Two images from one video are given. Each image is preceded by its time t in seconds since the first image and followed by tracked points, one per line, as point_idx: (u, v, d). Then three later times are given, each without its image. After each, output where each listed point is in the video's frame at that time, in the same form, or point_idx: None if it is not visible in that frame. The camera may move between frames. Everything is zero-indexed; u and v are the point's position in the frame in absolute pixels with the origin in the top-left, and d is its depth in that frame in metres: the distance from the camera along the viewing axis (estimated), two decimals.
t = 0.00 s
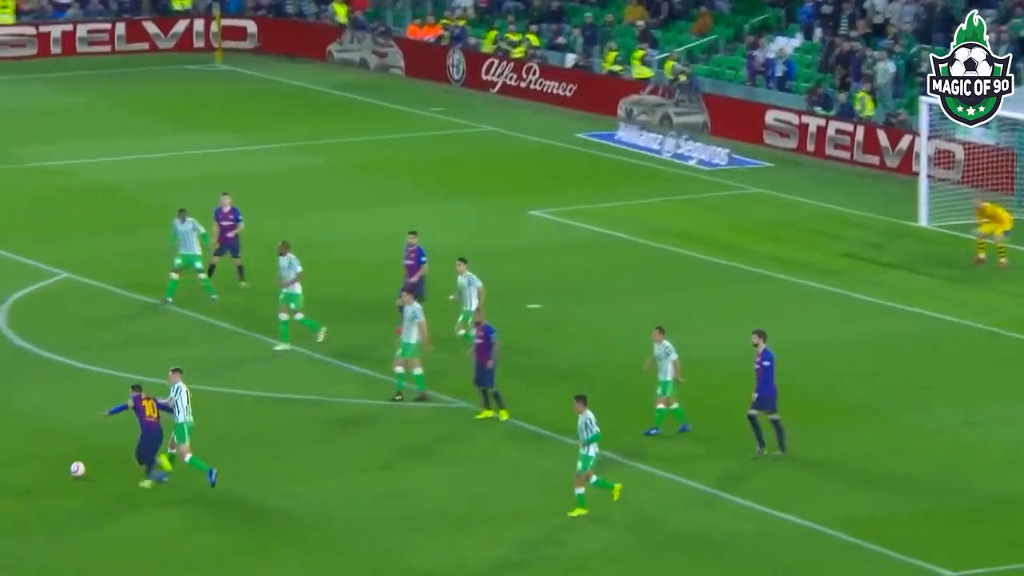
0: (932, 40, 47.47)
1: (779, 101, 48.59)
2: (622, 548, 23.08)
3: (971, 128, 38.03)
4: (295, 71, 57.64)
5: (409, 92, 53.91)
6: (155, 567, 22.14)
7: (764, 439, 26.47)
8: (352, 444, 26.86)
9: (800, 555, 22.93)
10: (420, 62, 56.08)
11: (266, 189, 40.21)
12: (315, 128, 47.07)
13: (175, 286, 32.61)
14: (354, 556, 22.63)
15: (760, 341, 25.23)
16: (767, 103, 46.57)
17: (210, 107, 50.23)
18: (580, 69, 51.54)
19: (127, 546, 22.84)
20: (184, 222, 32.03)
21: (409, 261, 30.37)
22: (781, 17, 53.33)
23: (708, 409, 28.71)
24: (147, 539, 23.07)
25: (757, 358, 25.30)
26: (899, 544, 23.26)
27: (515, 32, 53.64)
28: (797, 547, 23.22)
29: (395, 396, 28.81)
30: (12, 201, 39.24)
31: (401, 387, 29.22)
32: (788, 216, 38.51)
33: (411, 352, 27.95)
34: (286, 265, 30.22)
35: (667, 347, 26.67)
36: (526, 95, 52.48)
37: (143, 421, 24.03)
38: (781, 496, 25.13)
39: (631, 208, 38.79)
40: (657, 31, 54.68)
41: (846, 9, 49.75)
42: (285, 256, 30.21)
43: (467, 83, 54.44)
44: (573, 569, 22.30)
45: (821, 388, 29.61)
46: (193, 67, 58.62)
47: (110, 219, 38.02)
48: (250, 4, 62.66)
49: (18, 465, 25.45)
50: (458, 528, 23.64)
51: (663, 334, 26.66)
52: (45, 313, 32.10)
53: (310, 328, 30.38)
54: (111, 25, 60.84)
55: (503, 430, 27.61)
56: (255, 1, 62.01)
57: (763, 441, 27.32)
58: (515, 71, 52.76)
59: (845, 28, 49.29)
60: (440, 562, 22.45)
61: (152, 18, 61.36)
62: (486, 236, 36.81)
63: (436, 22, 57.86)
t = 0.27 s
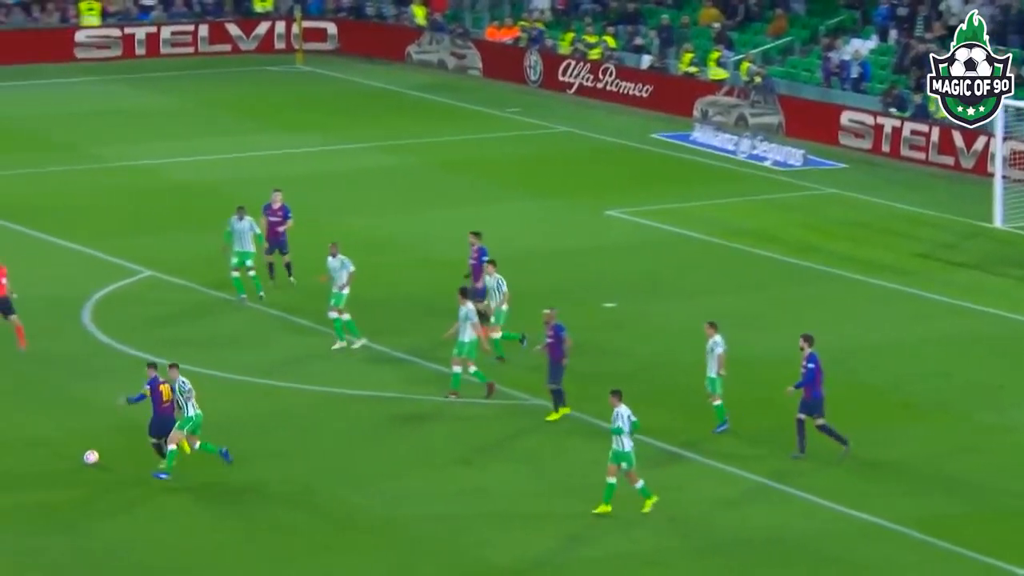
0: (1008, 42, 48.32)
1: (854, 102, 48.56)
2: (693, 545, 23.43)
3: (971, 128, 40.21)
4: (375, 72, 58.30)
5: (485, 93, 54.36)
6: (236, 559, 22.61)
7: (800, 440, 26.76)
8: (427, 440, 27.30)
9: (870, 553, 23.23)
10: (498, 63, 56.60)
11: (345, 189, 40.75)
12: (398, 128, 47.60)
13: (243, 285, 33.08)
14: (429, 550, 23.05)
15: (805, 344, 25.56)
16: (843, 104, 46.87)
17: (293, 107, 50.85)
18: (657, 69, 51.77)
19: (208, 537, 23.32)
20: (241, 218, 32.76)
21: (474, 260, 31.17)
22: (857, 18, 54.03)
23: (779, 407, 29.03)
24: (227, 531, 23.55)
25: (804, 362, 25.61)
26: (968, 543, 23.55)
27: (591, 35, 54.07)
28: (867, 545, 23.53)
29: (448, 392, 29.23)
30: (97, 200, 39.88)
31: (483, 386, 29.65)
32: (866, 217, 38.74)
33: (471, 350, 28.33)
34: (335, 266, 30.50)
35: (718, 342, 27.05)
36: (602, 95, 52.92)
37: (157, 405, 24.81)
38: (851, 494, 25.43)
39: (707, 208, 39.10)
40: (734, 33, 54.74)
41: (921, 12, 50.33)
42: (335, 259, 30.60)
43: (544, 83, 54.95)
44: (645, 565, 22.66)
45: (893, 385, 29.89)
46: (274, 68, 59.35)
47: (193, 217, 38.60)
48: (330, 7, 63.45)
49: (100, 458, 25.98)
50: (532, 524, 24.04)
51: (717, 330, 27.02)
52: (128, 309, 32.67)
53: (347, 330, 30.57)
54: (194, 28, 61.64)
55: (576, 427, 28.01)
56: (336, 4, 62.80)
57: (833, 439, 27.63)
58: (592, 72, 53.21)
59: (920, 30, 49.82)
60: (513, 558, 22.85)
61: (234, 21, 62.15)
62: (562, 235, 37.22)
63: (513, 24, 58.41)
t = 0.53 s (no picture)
0: None
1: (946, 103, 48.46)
2: (782, 545, 23.66)
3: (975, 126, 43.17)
4: (468, 73, 58.94)
5: (574, 93, 54.83)
6: (333, 547, 22.99)
7: (858, 440, 26.90)
8: (518, 434, 27.63)
9: (958, 554, 23.43)
10: (590, 64, 57.09)
11: (437, 188, 41.22)
12: (493, 128, 48.05)
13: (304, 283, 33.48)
14: (521, 543, 23.38)
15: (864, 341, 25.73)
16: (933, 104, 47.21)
17: (389, 107, 51.39)
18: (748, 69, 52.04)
19: (304, 526, 23.71)
20: (311, 226, 33.10)
21: (548, 260, 31.62)
22: (948, 20, 54.28)
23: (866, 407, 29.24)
24: (323, 519, 23.96)
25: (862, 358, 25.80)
26: None
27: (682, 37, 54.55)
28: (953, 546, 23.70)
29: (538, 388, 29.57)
30: (195, 199, 40.47)
31: (574, 384, 29.95)
32: (958, 219, 38.88)
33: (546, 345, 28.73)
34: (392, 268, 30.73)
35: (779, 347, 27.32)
36: (692, 96, 53.28)
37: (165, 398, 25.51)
38: (936, 493, 25.64)
39: (799, 208, 39.32)
40: (825, 34, 54.75)
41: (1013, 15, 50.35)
42: (390, 261, 30.78)
43: (634, 84, 55.41)
44: (734, 564, 22.91)
45: (979, 384, 30.05)
46: (368, 68, 60.02)
47: (289, 216, 39.14)
48: (424, 8, 64.26)
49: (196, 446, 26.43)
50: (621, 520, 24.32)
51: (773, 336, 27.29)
52: (224, 305, 33.18)
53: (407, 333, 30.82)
54: (290, 29, 62.51)
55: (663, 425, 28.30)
56: (429, 6, 63.64)
57: (920, 439, 27.81)
58: (683, 74, 53.48)
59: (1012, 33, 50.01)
60: (603, 553, 23.15)
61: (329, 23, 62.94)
62: (654, 235, 37.52)
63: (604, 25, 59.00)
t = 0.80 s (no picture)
0: None
1: None
2: (863, 540, 23.86)
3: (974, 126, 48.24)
4: (552, 72, 59.58)
5: (659, 94, 55.22)
6: (419, 533, 23.34)
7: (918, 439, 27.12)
8: (599, 424, 27.93)
9: None
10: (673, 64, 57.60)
11: (519, 188, 41.72)
12: (578, 128, 48.48)
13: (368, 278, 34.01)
14: (604, 532, 23.67)
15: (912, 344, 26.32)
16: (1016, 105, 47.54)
17: (474, 106, 51.97)
18: (831, 71, 52.60)
19: (390, 512, 24.09)
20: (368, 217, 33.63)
21: (608, 257, 31.79)
22: None
23: (944, 405, 29.44)
24: (408, 506, 24.32)
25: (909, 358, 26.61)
26: None
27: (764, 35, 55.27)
28: None
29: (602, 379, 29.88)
30: (281, 197, 41.05)
31: (654, 378, 30.20)
32: None
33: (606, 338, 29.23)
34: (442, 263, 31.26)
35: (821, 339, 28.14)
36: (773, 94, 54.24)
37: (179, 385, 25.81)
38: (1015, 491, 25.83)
39: (877, 207, 39.59)
40: (906, 34, 55.04)
41: None
42: (441, 256, 31.26)
43: (716, 83, 56.17)
44: (815, 557, 23.14)
45: None
46: (453, 67, 60.77)
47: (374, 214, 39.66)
48: (508, 8, 64.95)
49: (281, 434, 26.87)
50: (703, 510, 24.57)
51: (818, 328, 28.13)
52: (310, 301, 33.72)
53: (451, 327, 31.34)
54: (375, 29, 63.26)
55: (743, 422, 28.53)
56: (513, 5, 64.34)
57: (997, 437, 28.03)
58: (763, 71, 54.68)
59: None
60: (685, 544, 23.42)
61: (414, 22, 63.78)
62: (735, 235, 37.82)
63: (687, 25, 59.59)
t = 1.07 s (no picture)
0: None
1: None
2: (880, 533, 24.30)
3: (972, 124, 48.70)
4: (585, 77, 60.50)
5: (687, 98, 56.22)
6: (452, 527, 23.91)
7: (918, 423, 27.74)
8: (629, 422, 28.47)
9: None
10: (700, 65, 58.84)
11: (548, 192, 42.35)
12: (609, 132, 49.12)
13: (393, 280, 34.64)
14: (633, 524, 24.17)
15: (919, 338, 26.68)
16: None
17: (506, 109, 52.76)
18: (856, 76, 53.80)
19: (424, 506, 24.66)
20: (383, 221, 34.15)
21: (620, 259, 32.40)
22: None
23: (970, 398, 29.92)
24: (442, 501, 24.88)
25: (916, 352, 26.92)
26: None
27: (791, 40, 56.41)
28: None
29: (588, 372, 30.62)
30: (317, 200, 41.77)
31: (682, 378, 30.69)
32: None
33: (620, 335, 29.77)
34: (450, 267, 31.95)
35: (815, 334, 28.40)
36: (800, 99, 55.27)
37: (175, 372, 26.95)
38: None
39: (901, 217, 40.13)
40: (930, 39, 56.09)
41: None
42: (448, 259, 31.97)
43: (743, 89, 57.17)
44: (830, 549, 23.58)
45: None
46: (487, 71, 61.67)
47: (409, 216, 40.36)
48: (541, 15, 65.94)
49: (318, 433, 27.48)
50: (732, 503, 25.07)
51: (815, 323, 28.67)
52: (346, 302, 34.42)
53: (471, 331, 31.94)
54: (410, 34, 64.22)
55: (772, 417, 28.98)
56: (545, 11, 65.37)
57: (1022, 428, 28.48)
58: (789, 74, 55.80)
59: None
60: (715, 534, 23.93)
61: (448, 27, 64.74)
62: (764, 241, 38.41)
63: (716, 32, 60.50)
